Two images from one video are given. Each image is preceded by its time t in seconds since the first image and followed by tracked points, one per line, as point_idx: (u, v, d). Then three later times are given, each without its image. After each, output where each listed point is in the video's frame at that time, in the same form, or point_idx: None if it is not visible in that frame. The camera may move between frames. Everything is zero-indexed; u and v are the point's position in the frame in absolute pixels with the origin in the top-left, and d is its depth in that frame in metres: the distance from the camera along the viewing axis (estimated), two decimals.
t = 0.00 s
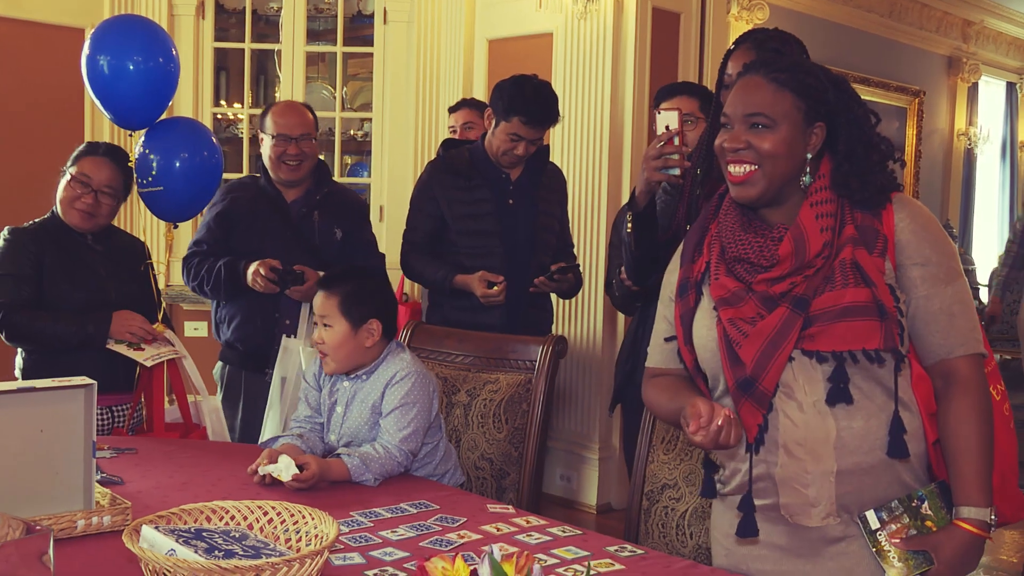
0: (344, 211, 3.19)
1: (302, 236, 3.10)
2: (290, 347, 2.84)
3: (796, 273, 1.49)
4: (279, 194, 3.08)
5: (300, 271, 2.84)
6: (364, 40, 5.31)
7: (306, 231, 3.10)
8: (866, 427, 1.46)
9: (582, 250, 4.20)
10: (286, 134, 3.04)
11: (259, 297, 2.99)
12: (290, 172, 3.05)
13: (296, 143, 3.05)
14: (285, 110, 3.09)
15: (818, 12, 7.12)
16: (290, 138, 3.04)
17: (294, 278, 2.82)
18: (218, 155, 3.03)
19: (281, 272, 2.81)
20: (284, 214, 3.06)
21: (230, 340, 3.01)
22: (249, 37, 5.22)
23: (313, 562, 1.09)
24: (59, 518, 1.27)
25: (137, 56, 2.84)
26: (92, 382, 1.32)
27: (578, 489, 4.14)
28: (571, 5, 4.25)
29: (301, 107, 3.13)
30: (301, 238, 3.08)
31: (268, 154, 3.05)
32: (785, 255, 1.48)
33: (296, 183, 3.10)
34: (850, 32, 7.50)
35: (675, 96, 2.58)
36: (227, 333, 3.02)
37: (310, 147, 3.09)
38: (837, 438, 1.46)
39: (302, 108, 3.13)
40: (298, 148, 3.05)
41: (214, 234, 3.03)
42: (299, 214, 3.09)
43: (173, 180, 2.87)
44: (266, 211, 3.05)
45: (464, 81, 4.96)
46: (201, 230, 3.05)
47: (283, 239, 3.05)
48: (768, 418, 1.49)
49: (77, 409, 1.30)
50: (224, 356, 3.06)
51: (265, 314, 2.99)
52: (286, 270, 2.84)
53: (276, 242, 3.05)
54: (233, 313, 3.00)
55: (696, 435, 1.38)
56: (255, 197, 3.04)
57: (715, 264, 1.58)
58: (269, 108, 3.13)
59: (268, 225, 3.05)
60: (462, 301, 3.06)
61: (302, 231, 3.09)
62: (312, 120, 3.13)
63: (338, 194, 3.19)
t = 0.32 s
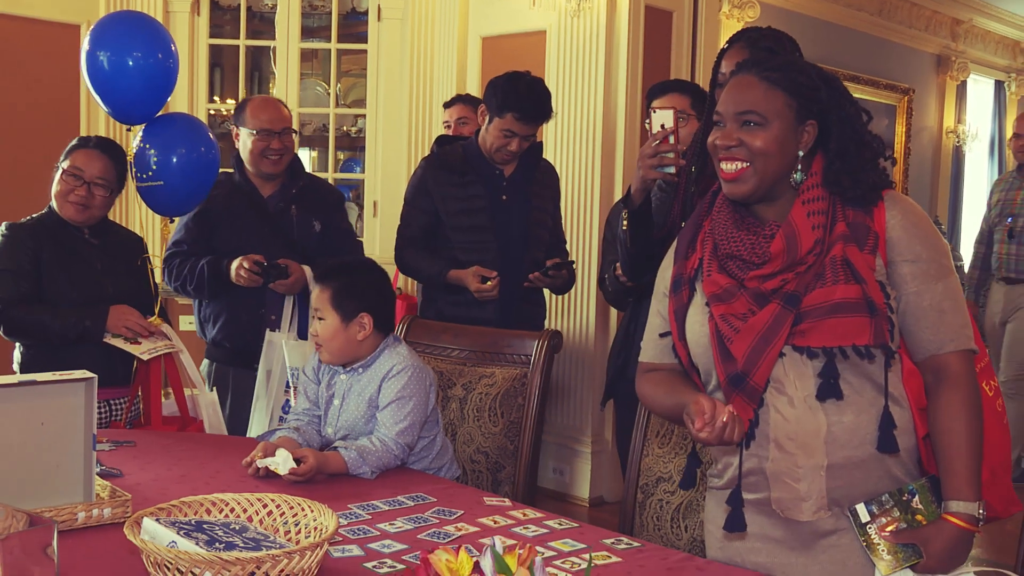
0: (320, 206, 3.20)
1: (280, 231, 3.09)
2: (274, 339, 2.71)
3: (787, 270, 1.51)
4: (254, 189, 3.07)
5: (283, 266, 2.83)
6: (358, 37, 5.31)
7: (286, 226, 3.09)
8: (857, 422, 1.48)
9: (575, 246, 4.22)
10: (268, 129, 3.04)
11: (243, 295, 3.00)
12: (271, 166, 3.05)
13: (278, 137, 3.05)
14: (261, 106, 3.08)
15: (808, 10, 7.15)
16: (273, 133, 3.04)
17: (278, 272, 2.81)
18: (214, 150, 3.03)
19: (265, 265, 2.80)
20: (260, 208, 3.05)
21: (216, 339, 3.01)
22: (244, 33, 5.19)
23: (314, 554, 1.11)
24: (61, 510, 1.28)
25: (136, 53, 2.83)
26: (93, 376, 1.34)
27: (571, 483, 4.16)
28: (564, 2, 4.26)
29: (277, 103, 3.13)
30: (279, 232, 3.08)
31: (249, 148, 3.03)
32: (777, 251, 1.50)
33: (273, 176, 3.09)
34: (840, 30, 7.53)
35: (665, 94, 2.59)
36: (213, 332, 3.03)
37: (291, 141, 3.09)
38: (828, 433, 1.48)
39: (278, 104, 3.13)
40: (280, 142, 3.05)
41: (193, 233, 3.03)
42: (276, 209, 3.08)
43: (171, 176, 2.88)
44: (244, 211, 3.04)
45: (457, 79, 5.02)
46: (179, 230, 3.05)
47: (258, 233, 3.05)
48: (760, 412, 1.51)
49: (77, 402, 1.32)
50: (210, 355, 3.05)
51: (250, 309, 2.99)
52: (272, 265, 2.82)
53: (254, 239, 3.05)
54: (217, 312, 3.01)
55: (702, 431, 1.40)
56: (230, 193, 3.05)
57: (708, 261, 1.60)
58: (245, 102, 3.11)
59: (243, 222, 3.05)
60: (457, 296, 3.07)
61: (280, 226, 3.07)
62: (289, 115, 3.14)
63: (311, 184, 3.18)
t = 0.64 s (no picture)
0: (300, 198, 3.19)
1: (260, 224, 3.10)
2: (255, 329, 2.70)
3: (767, 265, 1.54)
4: (236, 183, 3.08)
5: (267, 251, 2.81)
6: (342, 34, 5.29)
7: (265, 219, 3.09)
8: (834, 414, 1.51)
9: (556, 243, 4.24)
10: (251, 122, 3.03)
11: (224, 282, 3.00)
12: (252, 159, 3.04)
13: (260, 131, 3.04)
14: (243, 100, 3.07)
15: (784, 9, 7.22)
16: (255, 126, 3.04)
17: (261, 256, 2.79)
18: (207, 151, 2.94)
19: (250, 247, 2.79)
20: (240, 202, 3.07)
21: (197, 331, 3.01)
22: (230, 30, 5.18)
23: (306, 543, 1.13)
24: (54, 500, 1.28)
25: (130, 52, 2.79)
26: (87, 367, 1.34)
27: (551, 474, 4.19)
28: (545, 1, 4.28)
29: (258, 97, 3.12)
30: (259, 225, 3.09)
31: (231, 141, 3.02)
32: (757, 247, 1.53)
33: (252, 170, 3.09)
34: (816, 30, 7.61)
35: (645, 93, 2.61)
36: (194, 324, 3.03)
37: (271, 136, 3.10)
38: (806, 424, 1.51)
39: (259, 98, 3.12)
40: (262, 136, 3.05)
41: (174, 227, 3.03)
42: (255, 201, 3.09)
43: (164, 174, 2.79)
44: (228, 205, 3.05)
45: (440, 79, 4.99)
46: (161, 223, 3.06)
47: (239, 227, 3.06)
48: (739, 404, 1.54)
49: (72, 394, 1.32)
50: (192, 347, 3.05)
51: (230, 302, 3.00)
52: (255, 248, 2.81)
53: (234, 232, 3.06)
54: (199, 303, 3.01)
55: (678, 423, 1.42)
56: (211, 185, 3.05)
57: (690, 256, 1.62)
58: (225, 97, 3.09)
59: (224, 215, 3.06)
60: (440, 290, 3.09)
61: (260, 218, 3.08)
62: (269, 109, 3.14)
63: (289, 177, 3.18)
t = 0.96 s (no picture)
0: (277, 193, 3.24)
1: (239, 216, 3.14)
2: (232, 320, 2.70)
3: (733, 258, 1.59)
4: (217, 177, 3.11)
5: (243, 240, 2.83)
6: (318, 32, 5.28)
7: (243, 212, 3.13)
8: (797, 403, 1.57)
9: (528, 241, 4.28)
10: (223, 115, 3.06)
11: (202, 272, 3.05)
12: (226, 151, 3.05)
13: (233, 125, 3.06)
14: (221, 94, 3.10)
15: (750, 8, 7.33)
16: (228, 120, 3.06)
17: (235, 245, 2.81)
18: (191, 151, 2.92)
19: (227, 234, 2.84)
20: (221, 196, 3.09)
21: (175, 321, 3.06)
22: (206, 27, 5.17)
23: (288, 529, 1.16)
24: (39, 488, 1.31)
25: (115, 54, 2.75)
26: (72, 358, 1.36)
27: (521, 467, 4.23)
28: None
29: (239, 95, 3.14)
30: (238, 218, 3.12)
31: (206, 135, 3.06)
32: (723, 240, 1.58)
33: (232, 163, 3.13)
34: (781, 29, 7.73)
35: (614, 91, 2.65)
36: (172, 314, 3.07)
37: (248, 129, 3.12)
38: (771, 413, 1.56)
39: (240, 95, 3.14)
40: (235, 129, 3.07)
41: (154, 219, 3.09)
42: (234, 195, 3.12)
43: (149, 177, 2.77)
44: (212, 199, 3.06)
45: (413, 78, 4.99)
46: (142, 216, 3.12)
47: (219, 219, 3.09)
48: (706, 393, 1.58)
49: (58, 385, 1.34)
50: (169, 338, 3.09)
51: (207, 292, 3.05)
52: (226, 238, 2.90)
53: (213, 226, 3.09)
54: (177, 294, 3.06)
55: (651, 413, 1.47)
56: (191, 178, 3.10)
57: (659, 249, 1.67)
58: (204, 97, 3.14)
59: (204, 208, 3.09)
60: (412, 283, 3.11)
61: (239, 212, 3.12)
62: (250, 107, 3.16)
63: (267, 173, 3.22)
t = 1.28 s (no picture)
0: (250, 191, 3.30)
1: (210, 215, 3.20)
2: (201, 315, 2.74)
3: (685, 254, 1.65)
4: (192, 175, 3.18)
5: (212, 236, 2.91)
6: (283, 31, 5.28)
7: (216, 211, 3.19)
8: (748, 394, 1.63)
9: (490, 241, 4.33)
10: (198, 113, 3.13)
11: (174, 268, 3.13)
12: (199, 148, 3.13)
13: (207, 122, 3.13)
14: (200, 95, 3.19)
15: (713, 9, 7.46)
16: (202, 117, 3.13)
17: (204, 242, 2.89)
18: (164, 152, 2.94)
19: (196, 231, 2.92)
20: (194, 193, 3.16)
21: (146, 316, 3.14)
22: (172, 26, 5.21)
23: (258, 515, 1.24)
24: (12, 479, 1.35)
25: (90, 55, 2.75)
26: (48, 352, 1.38)
27: (484, 463, 4.29)
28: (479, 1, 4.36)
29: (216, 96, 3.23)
30: (211, 216, 3.18)
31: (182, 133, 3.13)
32: (676, 237, 1.64)
33: (207, 161, 3.20)
34: (743, 29, 7.86)
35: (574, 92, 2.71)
36: (142, 308, 3.15)
37: (221, 127, 3.18)
38: (722, 404, 1.62)
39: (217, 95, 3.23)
40: (207, 126, 3.13)
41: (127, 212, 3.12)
42: (208, 193, 3.19)
43: (123, 178, 2.79)
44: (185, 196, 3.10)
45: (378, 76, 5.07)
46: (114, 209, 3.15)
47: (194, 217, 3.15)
48: (661, 383, 1.65)
49: (33, 378, 1.36)
50: (140, 332, 3.17)
51: (179, 286, 3.14)
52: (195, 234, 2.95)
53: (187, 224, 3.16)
54: (148, 288, 3.14)
55: (613, 403, 1.53)
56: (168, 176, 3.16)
57: (614, 245, 1.73)
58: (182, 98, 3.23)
59: (178, 206, 3.15)
60: (377, 281, 3.17)
61: (212, 210, 3.18)
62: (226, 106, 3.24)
63: (241, 172, 3.30)
